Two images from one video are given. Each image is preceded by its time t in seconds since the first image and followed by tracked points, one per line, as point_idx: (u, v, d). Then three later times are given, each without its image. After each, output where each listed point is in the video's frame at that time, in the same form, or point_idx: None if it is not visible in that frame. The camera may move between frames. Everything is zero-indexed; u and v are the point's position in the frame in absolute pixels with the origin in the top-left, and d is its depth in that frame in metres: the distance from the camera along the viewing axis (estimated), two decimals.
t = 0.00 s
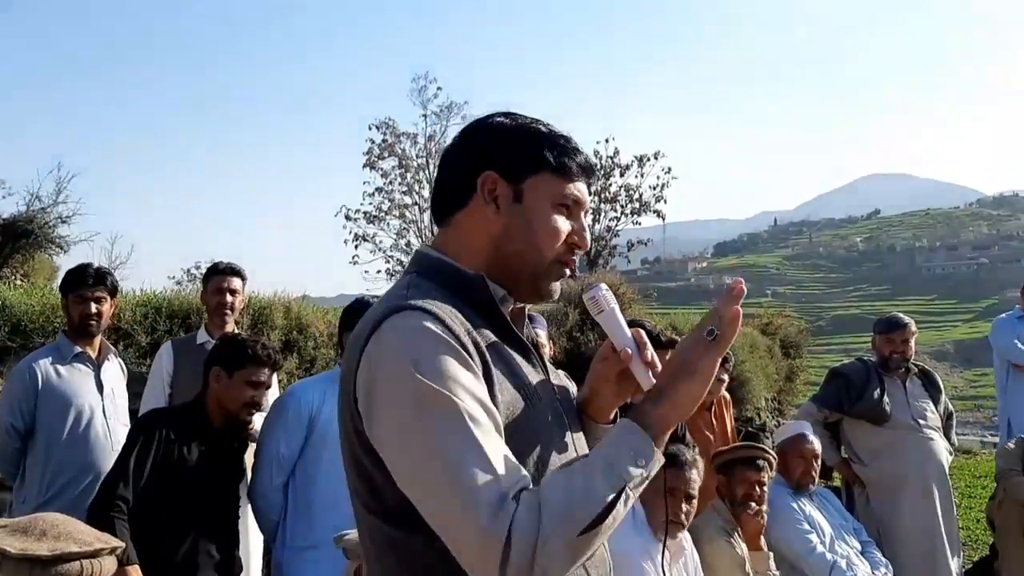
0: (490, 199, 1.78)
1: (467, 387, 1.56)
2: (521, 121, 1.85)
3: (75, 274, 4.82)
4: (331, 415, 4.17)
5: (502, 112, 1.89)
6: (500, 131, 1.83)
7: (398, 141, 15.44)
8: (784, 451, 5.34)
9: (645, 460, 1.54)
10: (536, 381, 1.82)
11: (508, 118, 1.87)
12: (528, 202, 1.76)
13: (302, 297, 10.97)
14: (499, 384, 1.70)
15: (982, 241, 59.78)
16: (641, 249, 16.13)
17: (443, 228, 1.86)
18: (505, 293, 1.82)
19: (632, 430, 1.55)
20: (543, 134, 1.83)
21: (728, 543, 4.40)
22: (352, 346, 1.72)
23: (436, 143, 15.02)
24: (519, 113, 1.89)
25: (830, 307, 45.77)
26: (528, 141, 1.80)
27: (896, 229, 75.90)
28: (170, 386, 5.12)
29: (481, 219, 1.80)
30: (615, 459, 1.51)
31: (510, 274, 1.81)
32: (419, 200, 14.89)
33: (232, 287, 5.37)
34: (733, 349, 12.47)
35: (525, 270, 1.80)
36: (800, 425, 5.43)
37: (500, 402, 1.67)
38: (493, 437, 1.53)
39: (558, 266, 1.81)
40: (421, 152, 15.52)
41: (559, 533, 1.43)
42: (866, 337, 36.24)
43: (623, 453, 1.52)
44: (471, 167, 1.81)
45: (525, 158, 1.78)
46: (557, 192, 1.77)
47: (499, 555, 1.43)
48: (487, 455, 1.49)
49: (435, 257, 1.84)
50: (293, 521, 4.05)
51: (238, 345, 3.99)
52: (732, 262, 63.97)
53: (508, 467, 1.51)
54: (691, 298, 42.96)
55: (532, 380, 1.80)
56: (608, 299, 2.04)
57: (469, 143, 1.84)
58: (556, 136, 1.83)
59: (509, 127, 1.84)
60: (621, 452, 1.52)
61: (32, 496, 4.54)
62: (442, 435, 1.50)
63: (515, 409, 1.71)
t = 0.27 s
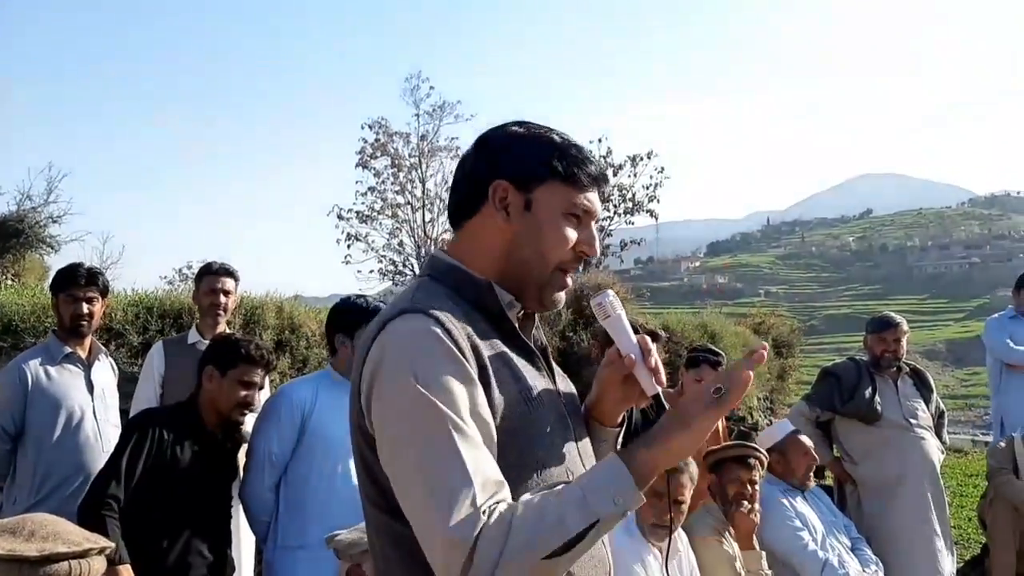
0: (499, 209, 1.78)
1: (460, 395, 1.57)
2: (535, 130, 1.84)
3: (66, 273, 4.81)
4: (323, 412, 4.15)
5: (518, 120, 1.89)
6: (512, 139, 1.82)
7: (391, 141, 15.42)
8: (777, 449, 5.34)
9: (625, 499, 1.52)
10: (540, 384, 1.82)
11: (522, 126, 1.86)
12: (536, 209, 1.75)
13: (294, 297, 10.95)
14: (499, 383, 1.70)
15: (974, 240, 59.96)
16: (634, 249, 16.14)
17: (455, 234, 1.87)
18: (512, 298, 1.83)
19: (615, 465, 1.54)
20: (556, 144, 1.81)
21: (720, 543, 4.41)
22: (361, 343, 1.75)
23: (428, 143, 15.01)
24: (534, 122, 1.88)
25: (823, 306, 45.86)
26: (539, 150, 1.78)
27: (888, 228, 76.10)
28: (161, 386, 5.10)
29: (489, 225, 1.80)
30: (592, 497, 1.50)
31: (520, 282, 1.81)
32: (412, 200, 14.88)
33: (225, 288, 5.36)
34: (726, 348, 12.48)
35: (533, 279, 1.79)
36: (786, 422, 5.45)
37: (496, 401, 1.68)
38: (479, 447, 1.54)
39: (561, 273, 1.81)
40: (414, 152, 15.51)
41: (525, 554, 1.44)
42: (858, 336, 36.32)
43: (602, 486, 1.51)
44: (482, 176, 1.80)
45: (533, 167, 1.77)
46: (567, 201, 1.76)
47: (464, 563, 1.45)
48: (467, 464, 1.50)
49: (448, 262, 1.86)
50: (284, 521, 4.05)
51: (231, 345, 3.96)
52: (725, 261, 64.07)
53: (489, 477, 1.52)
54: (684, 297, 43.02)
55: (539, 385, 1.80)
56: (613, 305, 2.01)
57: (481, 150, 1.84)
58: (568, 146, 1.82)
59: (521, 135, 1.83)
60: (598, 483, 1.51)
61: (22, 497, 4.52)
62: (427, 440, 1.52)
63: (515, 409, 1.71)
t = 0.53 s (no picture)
0: (499, 209, 1.78)
1: (443, 394, 1.58)
2: (534, 130, 1.84)
3: (60, 270, 4.79)
4: (313, 411, 4.14)
5: (516, 122, 1.88)
6: (510, 141, 1.81)
7: (384, 138, 15.40)
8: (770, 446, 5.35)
9: (603, 508, 1.50)
10: (536, 387, 1.81)
11: (520, 128, 1.86)
12: (535, 210, 1.75)
13: (286, 295, 10.93)
14: (486, 380, 1.70)
15: (965, 239, 60.17)
16: (626, 247, 16.15)
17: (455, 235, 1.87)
18: (509, 297, 1.83)
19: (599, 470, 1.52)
20: (552, 143, 1.80)
21: (710, 541, 4.42)
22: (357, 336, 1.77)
23: (421, 140, 15.00)
24: (532, 123, 1.87)
25: (814, 305, 45.98)
26: (536, 152, 1.78)
27: (880, 227, 76.29)
28: (153, 383, 5.08)
29: (490, 227, 1.79)
30: (565, 498, 1.50)
31: (520, 282, 1.81)
32: (405, 197, 14.87)
33: (218, 286, 5.34)
34: (717, 346, 12.51)
35: (532, 278, 1.79)
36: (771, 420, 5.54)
37: (482, 398, 1.67)
38: (458, 446, 1.55)
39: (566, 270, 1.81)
40: (406, 149, 15.49)
41: (486, 535, 1.46)
42: (849, 334, 36.42)
43: (578, 489, 1.50)
44: (482, 176, 1.80)
45: (533, 167, 1.76)
46: (564, 201, 1.75)
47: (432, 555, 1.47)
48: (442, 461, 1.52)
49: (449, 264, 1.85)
50: (274, 519, 4.04)
51: (221, 343, 3.94)
52: (717, 260, 64.17)
53: (464, 474, 1.53)
54: (676, 296, 43.09)
55: (536, 390, 1.80)
56: (613, 305, 2.04)
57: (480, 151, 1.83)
58: (566, 145, 1.81)
59: (520, 136, 1.82)
60: (575, 488, 1.50)
61: (13, 495, 4.50)
62: (405, 435, 1.54)
63: (504, 406, 1.70)
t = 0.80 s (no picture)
0: (503, 207, 1.76)
1: (443, 394, 1.58)
2: (537, 128, 1.83)
3: (55, 267, 4.77)
4: (308, 408, 4.13)
5: (516, 119, 1.87)
6: (512, 138, 1.80)
7: (379, 135, 15.38)
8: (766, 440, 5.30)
9: (599, 525, 1.48)
10: (535, 381, 1.81)
11: (522, 125, 1.85)
12: (539, 207, 1.74)
13: (280, 291, 10.90)
14: (484, 378, 1.69)
15: (959, 237, 60.29)
16: (622, 244, 16.15)
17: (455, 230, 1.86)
18: (509, 293, 1.82)
19: (598, 487, 1.50)
20: (555, 141, 1.80)
21: (705, 538, 4.42)
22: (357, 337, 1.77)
23: (416, 137, 14.98)
24: (532, 120, 1.87)
25: (809, 302, 46.05)
26: (541, 150, 1.77)
27: (875, 225, 76.40)
28: (148, 380, 5.07)
29: (492, 223, 1.78)
30: (564, 515, 1.48)
31: (522, 279, 1.80)
32: (400, 194, 14.86)
33: (212, 282, 5.33)
34: (712, 343, 12.51)
35: (534, 277, 1.79)
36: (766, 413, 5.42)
37: (481, 395, 1.67)
38: (458, 445, 1.54)
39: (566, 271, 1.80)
40: (401, 146, 15.47)
41: (485, 545, 1.44)
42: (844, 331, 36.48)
43: (578, 507, 1.48)
44: (486, 173, 1.79)
45: (538, 166, 1.75)
46: (568, 198, 1.75)
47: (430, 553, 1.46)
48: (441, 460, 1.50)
49: (450, 261, 1.84)
50: (268, 515, 4.03)
51: (214, 338, 3.91)
52: (712, 257, 64.23)
53: (463, 474, 1.52)
54: (671, 293, 43.13)
55: (535, 386, 1.79)
56: (611, 299, 2.01)
57: (481, 148, 1.82)
58: (569, 144, 1.80)
59: (523, 134, 1.81)
60: (575, 506, 1.48)
61: (7, 492, 4.49)
62: (404, 433, 1.53)
63: (502, 403, 1.70)
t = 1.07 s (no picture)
0: (501, 200, 1.75)
1: (454, 393, 1.55)
2: (536, 121, 1.82)
3: (54, 263, 4.78)
4: (307, 406, 4.12)
5: (515, 111, 1.86)
6: (510, 130, 1.79)
7: (378, 132, 15.38)
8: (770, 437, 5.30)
9: (616, 536, 1.50)
10: (539, 377, 1.79)
11: (522, 117, 1.83)
12: (536, 202, 1.73)
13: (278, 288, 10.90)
14: (492, 374, 1.68)
15: (957, 234, 60.33)
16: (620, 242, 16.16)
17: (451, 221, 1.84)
18: (508, 289, 1.80)
19: (614, 505, 1.51)
20: (554, 135, 1.79)
21: (703, 535, 4.42)
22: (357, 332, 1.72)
23: (415, 134, 14.98)
24: (532, 112, 1.85)
25: (807, 300, 46.07)
26: (540, 144, 1.76)
27: (874, 223, 76.41)
28: (146, 376, 5.06)
29: (489, 216, 1.77)
30: (586, 530, 1.48)
31: (517, 274, 1.79)
32: (399, 191, 14.86)
33: (210, 280, 5.32)
34: (711, 341, 12.51)
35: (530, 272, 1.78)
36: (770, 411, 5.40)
37: (490, 392, 1.65)
38: (471, 447, 1.52)
39: (559, 266, 1.80)
40: (400, 143, 15.47)
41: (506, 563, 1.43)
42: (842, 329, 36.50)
43: (597, 524, 1.49)
44: (484, 165, 1.77)
45: (537, 160, 1.74)
46: (565, 194, 1.74)
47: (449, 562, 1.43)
48: (457, 465, 1.47)
49: (445, 253, 1.82)
50: (267, 512, 4.03)
51: (217, 336, 3.93)
52: (711, 255, 64.24)
53: (478, 476, 1.50)
54: (669, 291, 43.16)
55: (535, 378, 1.77)
56: (609, 297, 2.01)
57: (479, 140, 1.81)
58: (568, 139, 1.80)
59: (521, 126, 1.80)
60: (593, 523, 1.49)
61: (4, 488, 4.48)
62: (417, 436, 1.50)
63: (508, 399, 1.68)
